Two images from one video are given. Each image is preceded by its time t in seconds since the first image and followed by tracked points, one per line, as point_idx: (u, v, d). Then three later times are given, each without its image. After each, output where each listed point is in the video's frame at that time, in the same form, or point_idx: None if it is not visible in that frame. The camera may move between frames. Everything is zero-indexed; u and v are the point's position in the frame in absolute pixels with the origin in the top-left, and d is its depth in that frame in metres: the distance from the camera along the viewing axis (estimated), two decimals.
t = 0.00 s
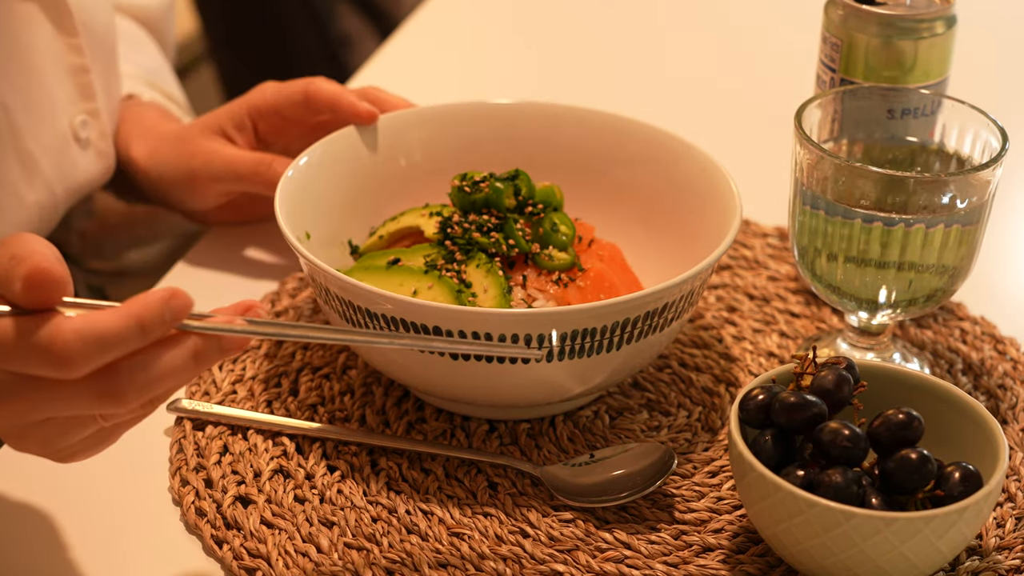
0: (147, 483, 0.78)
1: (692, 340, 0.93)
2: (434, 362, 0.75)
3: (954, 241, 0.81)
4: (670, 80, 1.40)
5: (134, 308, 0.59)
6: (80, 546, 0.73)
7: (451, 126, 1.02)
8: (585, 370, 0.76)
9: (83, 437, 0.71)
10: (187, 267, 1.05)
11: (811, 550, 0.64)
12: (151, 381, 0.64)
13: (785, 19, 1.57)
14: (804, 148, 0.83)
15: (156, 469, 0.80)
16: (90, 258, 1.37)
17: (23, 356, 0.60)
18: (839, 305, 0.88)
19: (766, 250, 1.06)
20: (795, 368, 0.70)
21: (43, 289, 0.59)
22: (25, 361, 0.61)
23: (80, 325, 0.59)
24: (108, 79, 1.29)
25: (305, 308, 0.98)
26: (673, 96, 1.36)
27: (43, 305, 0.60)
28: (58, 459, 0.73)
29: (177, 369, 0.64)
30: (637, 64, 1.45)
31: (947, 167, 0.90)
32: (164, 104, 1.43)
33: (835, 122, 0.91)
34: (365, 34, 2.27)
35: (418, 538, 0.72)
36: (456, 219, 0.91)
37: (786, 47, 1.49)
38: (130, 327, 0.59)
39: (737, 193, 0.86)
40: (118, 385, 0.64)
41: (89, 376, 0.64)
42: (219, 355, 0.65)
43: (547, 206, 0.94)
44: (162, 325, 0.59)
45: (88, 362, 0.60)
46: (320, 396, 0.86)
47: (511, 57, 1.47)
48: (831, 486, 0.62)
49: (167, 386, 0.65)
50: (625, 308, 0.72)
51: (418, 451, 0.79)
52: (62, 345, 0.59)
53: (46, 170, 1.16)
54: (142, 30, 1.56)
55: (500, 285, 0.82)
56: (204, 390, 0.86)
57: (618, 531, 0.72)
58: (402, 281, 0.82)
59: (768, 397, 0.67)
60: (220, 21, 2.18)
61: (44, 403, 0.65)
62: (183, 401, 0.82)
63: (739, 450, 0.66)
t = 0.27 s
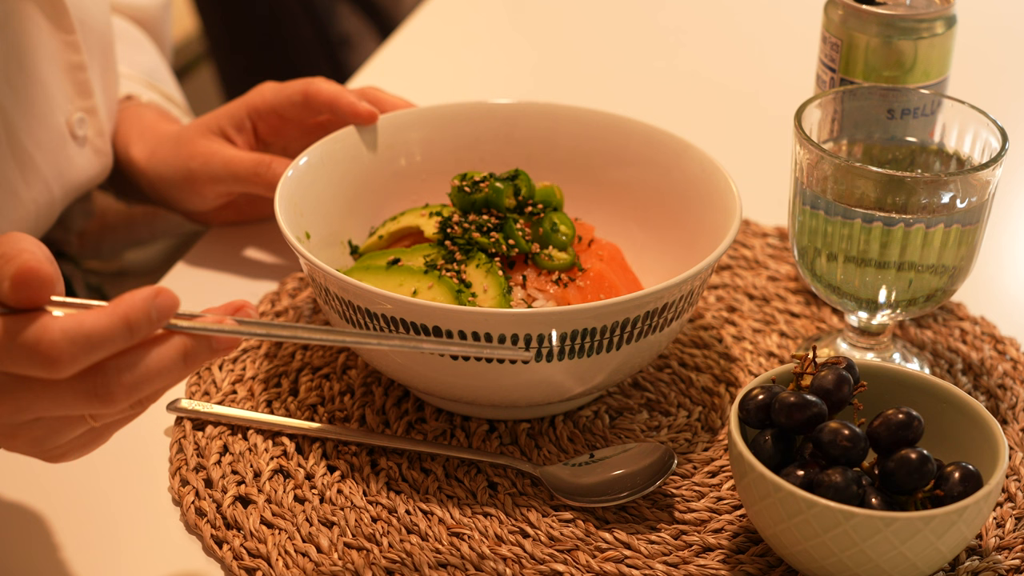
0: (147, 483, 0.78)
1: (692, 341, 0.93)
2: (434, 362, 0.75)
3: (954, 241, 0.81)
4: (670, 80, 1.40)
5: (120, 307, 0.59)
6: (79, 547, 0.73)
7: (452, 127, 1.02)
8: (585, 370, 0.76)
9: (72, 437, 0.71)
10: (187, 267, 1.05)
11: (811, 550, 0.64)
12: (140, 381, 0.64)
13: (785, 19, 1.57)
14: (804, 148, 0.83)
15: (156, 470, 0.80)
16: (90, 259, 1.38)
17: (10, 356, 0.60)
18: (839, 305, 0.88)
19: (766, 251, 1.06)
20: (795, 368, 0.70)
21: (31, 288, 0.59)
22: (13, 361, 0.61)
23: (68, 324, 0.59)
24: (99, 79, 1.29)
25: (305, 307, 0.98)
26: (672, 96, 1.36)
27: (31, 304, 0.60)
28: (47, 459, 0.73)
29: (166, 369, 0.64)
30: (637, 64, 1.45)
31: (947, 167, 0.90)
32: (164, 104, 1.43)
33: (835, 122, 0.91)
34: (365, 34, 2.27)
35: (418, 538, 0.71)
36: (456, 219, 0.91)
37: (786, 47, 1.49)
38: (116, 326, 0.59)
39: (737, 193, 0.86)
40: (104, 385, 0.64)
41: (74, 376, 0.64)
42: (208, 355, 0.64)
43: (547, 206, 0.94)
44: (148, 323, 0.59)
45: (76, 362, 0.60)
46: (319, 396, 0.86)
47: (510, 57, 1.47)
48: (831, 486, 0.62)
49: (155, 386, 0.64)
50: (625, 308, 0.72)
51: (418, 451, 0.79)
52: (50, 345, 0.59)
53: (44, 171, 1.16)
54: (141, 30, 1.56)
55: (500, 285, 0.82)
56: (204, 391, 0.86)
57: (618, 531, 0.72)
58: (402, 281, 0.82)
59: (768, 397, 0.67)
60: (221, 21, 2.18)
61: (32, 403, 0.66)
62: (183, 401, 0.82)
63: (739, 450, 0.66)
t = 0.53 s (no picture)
0: (147, 484, 0.78)
1: (692, 341, 0.93)
2: (434, 362, 0.75)
3: (954, 241, 0.80)
4: (670, 80, 1.40)
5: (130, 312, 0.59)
6: (79, 548, 0.73)
7: (452, 127, 1.02)
8: (585, 370, 0.76)
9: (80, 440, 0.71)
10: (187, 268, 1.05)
11: (811, 550, 0.64)
12: (149, 386, 0.64)
13: (785, 19, 1.57)
14: (805, 148, 0.83)
15: (156, 470, 0.80)
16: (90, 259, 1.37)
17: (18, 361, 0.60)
18: (839, 305, 0.88)
19: (766, 250, 1.06)
20: (795, 368, 0.70)
21: (40, 293, 0.59)
22: (22, 366, 0.60)
23: (78, 329, 0.59)
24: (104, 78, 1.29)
25: (305, 307, 0.98)
26: (672, 96, 1.36)
27: (41, 309, 0.60)
28: (56, 461, 0.73)
29: (175, 373, 0.64)
30: (637, 64, 1.45)
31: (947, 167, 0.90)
32: (164, 104, 1.43)
33: (835, 122, 0.91)
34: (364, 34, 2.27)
35: (418, 538, 0.71)
36: (456, 219, 0.91)
37: (786, 47, 1.49)
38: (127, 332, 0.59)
39: (737, 193, 0.86)
40: (116, 390, 0.64)
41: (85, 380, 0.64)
42: (217, 358, 0.65)
43: (547, 206, 0.94)
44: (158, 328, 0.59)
45: (86, 366, 0.60)
46: (320, 396, 0.86)
47: (510, 57, 1.47)
48: (831, 486, 0.62)
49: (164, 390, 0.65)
50: (625, 308, 0.72)
51: (418, 451, 0.79)
52: (60, 350, 0.59)
53: (48, 173, 1.17)
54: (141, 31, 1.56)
55: (500, 285, 0.82)
56: (204, 391, 0.86)
57: (618, 531, 0.72)
58: (402, 281, 0.82)
59: (768, 397, 0.67)
60: (220, 21, 2.17)
61: (44, 407, 0.65)
62: (183, 401, 0.82)
63: (739, 450, 0.66)
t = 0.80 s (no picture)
0: (147, 484, 0.78)
1: (692, 341, 0.93)
2: (433, 362, 0.75)
3: (954, 241, 0.80)
4: (670, 80, 1.40)
5: (136, 314, 0.60)
6: (79, 549, 0.73)
7: (451, 127, 1.02)
8: (584, 370, 0.76)
9: (86, 441, 0.71)
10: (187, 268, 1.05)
11: (811, 550, 0.64)
12: (155, 388, 0.64)
13: (786, 19, 1.57)
14: (805, 149, 0.83)
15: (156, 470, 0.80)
16: (90, 259, 1.37)
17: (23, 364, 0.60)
18: (839, 305, 0.88)
19: (766, 251, 1.06)
20: (795, 368, 0.70)
21: (48, 295, 0.59)
22: (27, 368, 0.60)
23: (84, 331, 0.59)
24: (111, 79, 1.28)
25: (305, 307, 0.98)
26: (672, 96, 1.36)
27: (47, 311, 0.60)
28: (62, 464, 0.72)
29: (181, 375, 0.64)
30: (637, 64, 1.45)
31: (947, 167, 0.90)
32: (164, 105, 1.43)
33: (835, 122, 0.91)
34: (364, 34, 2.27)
35: (418, 538, 0.71)
36: (456, 219, 0.91)
37: (787, 47, 1.49)
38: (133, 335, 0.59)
39: (737, 193, 0.86)
40: (123, 391, 0.64)
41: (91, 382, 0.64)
42: (221, 361, 0.65)
43: (547, 206, 0.94)
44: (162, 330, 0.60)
45: (93, 368, 0.60)
46: (320, 396, 0.86)
47: (510, 57, 1.47)
48: (831, 486, 0.62)
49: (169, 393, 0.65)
50: (625, 308, 0.72)
51: (418, 451, 0.79)
52: (67, 353, 0.59)
53: (50, 177, 1.17)
54: (141, 32, 1.56)
55: (500, 285, 0.82)
56: (204, 391, 0.86)
57: (618, 531, 0.72)
58: (402, 281, 0.82)
59: (768, 397, 0.67)
60: (221, 21, 2.17)
61: (50, 410, 0.65)
62: (183, 401, 0.82)
63: (739, 450, 0.66)
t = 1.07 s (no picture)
0: (147, 484, 0.78)
1: (692, 341, 0.93)
2: (434, 362, 0.75)
3: (954, 241, 0.80)
4: (670, 80, 1.40)
5: (137, 308, 0.59)
6: (78, 547, 0.73)
7: (452, 126, 1.02)
8: (584, 370, 0.76)
9: (89, 436, 0.71)
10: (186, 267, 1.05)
11: (811, 550, 0.64)
12: (159, 381, 0.64)
13: (786, 19, 1.57)
14: (805, 149, 0.83)
15: (156, 470, 0.79)
16: (90, 259, 1.37)
17: (28, 360, 0.60)
18: (839, 305, 0.88)
19: (766, 251, 1.06)
20: (795, 369, 0.70)
21: (50, 290, 0.59)
22: (30, 363, 0.60)
23: (87, 326, 0.59)
24: (110, 79, 1.28)
25: (305, 308, 0.98)
26: (672, 96, 1.36)
27: (51, 306, 0.61)
28: (66, 459, 0.73)
29: (183, 369, 0.64)
30: (637, 64, 1.45)
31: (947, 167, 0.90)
32: (163, 105, 1.43)
33: (835, 122, 0.91)
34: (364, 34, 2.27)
35: (418, 539, 0.71)
36: (456, 218, 0.91)
37: (787, 47, 1.49)
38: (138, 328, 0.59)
39: (737, 192, 0.86)
40: (127, 386, 0.64)
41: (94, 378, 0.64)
42: (224, 354, 0.65)
43: (548, 206, 0.94)
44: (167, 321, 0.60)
45: (96, 363, 0.60)
46: (319, 396, 0.86)
47: (510, 57, 1.47)
48: (831, 486, 0.62)
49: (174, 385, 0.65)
50: (625, 308, 0.72)
51: (418, 451, 0.79)
52: (69, 348, 0.59)
53: (50, 177, 1.17)
54: (141, 32, 1.56)
55: (500, 285, 0.82)
56: (204, 391, 0.86)
57: (618, 531, 0.72)
58: (402, 281, 0.82)
59: (768, 397, 0.67)
60: (221, 22, 2.17)
61: (54, 406, 0.65)
62: (183, 401, 0.82)
63: (739, 450, 0.66)
